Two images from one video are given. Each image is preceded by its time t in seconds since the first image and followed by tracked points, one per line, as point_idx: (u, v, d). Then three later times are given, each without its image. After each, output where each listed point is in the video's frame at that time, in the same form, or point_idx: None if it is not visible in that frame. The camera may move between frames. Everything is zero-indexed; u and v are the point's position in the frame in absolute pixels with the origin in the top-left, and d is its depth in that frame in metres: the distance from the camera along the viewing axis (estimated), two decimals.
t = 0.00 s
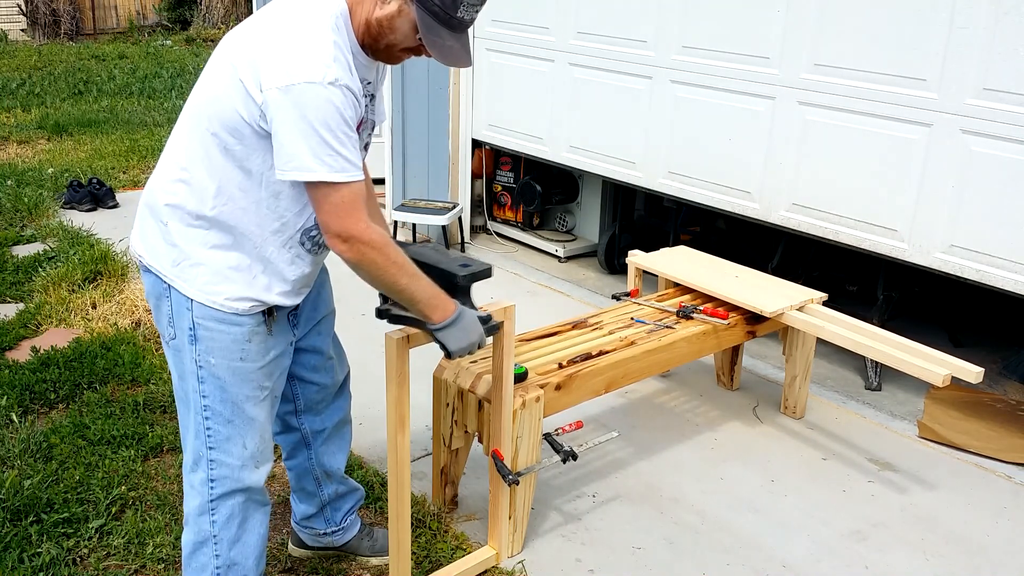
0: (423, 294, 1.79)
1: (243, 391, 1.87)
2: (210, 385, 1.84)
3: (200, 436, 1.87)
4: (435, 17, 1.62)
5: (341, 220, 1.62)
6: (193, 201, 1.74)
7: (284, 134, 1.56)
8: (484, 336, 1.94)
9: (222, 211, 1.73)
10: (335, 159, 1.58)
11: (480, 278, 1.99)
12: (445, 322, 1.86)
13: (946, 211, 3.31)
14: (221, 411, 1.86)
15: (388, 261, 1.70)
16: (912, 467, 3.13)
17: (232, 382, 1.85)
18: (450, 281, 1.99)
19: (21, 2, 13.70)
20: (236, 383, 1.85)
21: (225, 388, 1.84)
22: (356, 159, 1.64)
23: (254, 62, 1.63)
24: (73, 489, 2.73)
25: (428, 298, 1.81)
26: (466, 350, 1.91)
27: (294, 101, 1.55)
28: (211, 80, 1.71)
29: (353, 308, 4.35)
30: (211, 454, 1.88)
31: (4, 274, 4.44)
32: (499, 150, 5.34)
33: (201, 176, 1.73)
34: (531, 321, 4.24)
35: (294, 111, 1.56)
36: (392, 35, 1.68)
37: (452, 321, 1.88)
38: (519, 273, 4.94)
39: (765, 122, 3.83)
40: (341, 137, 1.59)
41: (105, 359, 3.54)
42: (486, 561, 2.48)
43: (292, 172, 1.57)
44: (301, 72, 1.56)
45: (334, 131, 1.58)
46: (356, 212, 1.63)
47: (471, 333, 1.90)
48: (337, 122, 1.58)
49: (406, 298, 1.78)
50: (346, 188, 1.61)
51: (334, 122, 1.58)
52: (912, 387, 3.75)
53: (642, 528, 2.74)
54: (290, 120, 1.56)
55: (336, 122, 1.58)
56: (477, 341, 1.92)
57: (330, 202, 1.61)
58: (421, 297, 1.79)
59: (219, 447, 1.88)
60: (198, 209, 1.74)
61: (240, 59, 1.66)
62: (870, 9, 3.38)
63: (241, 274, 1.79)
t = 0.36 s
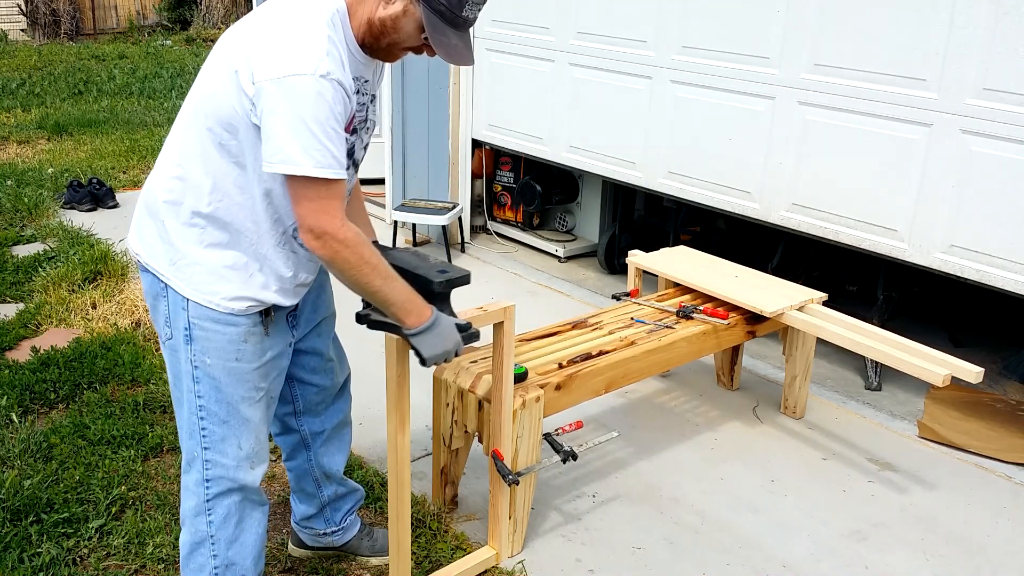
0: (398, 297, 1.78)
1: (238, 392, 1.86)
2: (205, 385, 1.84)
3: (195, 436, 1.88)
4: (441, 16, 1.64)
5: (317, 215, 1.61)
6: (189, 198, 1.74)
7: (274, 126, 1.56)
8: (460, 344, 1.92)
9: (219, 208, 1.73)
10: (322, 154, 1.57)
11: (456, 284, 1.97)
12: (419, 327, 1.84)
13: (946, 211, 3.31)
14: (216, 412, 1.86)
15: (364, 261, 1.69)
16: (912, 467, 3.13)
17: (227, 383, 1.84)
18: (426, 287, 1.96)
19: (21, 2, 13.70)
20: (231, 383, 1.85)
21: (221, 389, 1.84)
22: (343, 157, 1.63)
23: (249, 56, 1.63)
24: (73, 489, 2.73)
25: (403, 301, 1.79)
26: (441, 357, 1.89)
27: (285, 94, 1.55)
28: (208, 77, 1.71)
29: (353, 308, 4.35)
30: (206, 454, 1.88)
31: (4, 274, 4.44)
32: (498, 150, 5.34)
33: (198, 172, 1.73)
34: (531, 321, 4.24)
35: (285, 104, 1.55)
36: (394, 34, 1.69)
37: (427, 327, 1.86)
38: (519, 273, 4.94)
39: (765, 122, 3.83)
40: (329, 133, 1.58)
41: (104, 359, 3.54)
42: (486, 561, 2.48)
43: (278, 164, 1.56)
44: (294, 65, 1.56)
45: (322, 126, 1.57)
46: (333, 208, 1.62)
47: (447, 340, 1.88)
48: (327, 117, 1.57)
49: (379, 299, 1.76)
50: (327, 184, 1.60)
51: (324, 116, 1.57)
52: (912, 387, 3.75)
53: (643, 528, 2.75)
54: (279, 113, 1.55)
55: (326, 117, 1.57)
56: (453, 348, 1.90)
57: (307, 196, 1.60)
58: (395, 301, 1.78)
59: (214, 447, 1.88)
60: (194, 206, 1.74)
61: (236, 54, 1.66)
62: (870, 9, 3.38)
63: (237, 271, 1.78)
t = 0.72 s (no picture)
0: (390, 298, 1.79)
1: (234, 392, 1.87)
2: (201, 385, 1.84)
3: (191, 436, 1.88)
4: (451, 18, 1.64)
5: (311, 213, 1.61)
6: (187, 197, 1.74)
7: (273, 123, 1.56)
8: (453, 347, 1.92)
9: (217, 206, 1.73)
10: (321, 152, 1.56)
11: (450, 287, 1.96)
12: (411, 329, 1.84)
13: (946, 211, 3.31)
14: (213, 412, 1.86)
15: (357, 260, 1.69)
16: (912, 467, 3.13)
17: (223, 383, 1.85)
18: (419, 289, 1.96)
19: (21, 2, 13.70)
20: (228, 383, 1.85)
21: (217, 389, 1.84)
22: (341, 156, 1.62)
23: (250, 53, 1.63)
24: (73, 489, 2.73)
25: (395, 302, 1.80)
26: (435, 360, 1.89)
27: (286, 91, 1.55)
28: (209, 75, 1.71)
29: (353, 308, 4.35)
30: (203, 454, 1.88)
31: (4, 274, 4.44)
32: (498, 150, 5.34)
33: (197, 170, 1.73)
34: (531, 321, 4.24)
35: (285, 101, 1.55)
36: (402, 37, 1.70)
37: (420, 330, 1.86)
38: (519, 273, 4.94)
39: (765, 122, 3.83)
40: (327, 132, 1.58)
41: (104, 359, 3.54)
42: (486, 561, 2.48)
43: (276, 161, 1.55)
44: (295, 63, 1.56)
45: (322, 125, 1.57)
46: (328, 207, 1.63)
47: (441, 342, 1.89)
48: (326, 116, 1.57)
49: (372, 299, 1.77)
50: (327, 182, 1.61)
51: (324, 114, 1.57)
52: (912, 387, 3.75)
53: (643, 528, 2.75)
54: (279, 109, 1.55)
55: (325, 115, 1.57)
56: (446, 350, 1.90)
57: (302, 194, 1.60)
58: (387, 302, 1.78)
59: (212, 447, 1.88)
60: (192, 204, 1.74)
61: (238, 51, 1.66)
62: (870, 9, 3.38)
63: (233, 271, 1.78)
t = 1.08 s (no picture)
0: (392, 294, 1.78)
1: (235, 391, 1.86)
2: (202, 383, 1.84)
3: (191, 436, 1.88)
4: (449, 6, 1.64)
5: (316, 204, 1.61)
6: (188, 195, 1.74)
7: (272, 114, 1.56)
8: (456, 349, 1.92)
9: (218, 203, 1.73)
10: (320, 142, 1.56)
11: (450, 287, 1.96)
12: (413, 328, 1.84)
13: (946, 212, 3.31)
14: (213, 411, 1.86)
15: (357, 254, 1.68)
16: (912, 467, 3.13)
17: (223, 382, 1.84)
18: (418, 289, 1.97)
19: (21, 2, 13.71)
20: (228, 382, 1.85)
21: (217, 388, 1.84)
22: (340, 147, 1.62)
23: (247, 46, 1.63)
24: (73, 489, 2.73)
25: (398, 299, 1.79)
26: (435, 360, 1.88)
27: (284, 82, 1.56)
28: (208, 71, 1.71)
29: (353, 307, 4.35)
30: (203, 453, 1.88)
31: (4, 274, 4.44)
32: (498, 150, 5.34)
33: (198, 167, 1.73)
34: (531, 321, 4.24)
35: (283, 92, 1.55)
36: (399, 28, 1.69)
37: (422, 328, 1.86)
38: (519, 273, 4.94)
39: (765, 122, 3.83)
40: (326, 122, 1.58)
41: (104, 359, 3.54)
42: (486, 561, 2.48)
43: (276, 152, 1.55)
44: (292, 54, 1.56)
45: (321, 115, 1.57)
46: (333, 199, 1.63)
47: (442, 342, 1.88)
48: (325, 106, 1.58)
49: (374, 294, 1.76)
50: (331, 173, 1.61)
51: (323, 104, 1.57)
52: (912, 387, 3.75)
53: (643, 528, 2.75)
54: (278, 102, 1.55)
55: (324, 105, 1.57)
56: (448, 352, 1.90)
57: (303, 185, 1.60)
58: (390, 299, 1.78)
59: (212, 446, 1.88)
60: (193, 203, 1.74)
61: (236, 45, 1.66)
62: (870, 9, 3.38)
63: (234, 270, 1.78)
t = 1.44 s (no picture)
0: (364, 295, 1.73)
1: (239, 386, 1.86)
2: (207, 378, 1.83)
3: (196, 431, 1.87)
4: None
5: (297, 195, 1.61)
6: (190, 192, 1.74)
7: (262, 105, 1.56)
8: (426, 358, 1.84)
9: (219, 199, 1.73)
10: (309, 131, 1.56)
11: (449, 286, 1.96)
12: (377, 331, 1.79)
13: (946, 212, 3.31)
14: (218, 406, 1.86)
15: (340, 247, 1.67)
16: (912, 467, 3.13)
17: (228, 377, 1.84)
18: (418, 289, 1.96)
19: (21, 2, 13.71)
20: (234, 377, 1.85)
21: (222, 383, 1.84)
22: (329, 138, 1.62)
23: (239, 40, 1.64)
24: (73, 489, 2.73)
25: (370, 300, 1.74)
26: (400, 366, 1.82)
27: (274, 72, 1.56)
28: (204, 69, 1.71)
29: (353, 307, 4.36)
30: (208, 448, 1.88)
31: (4, 274, 4.44)
32: (499, 150, 5.34)
33: (199, 164, 1.73)
34: (531, 321, 4.24)
35: (272, 83, 1.56)
36: (393, 19, 1.70)
37: (389, 332, 1.80)
38: (519, 273, 4.94)
39: (765, 122, 3.83)
40: (315, 111, 1.58)
41: (104, 359, 3.54)
42: (486, 561, 2.48)
43: (267, 143, 1.55)
44: (282, 44, 1.57)
45: (310, 104, 1.57)
46: (313, 191, 1.62)
47: (411, 348, 1.81)
48: (314, 96, 1.58)
49: (347, 293, 1.72)
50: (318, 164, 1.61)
51: (313, 94, 1.58)
52: (912, 387, 3.75)
53: (643, 528, 2.75)
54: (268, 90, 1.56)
55: (313, 96, 1.57)
56: (416, 359, 1.83)
57: (291, 176, 1.60)
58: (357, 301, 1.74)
59: (218, 441, 1.88)
60: (195, 199, 1.74)
61: (230, 39, 1.67)
62: (870, 9, 3.39)
63: (237, 264, 1.78)
